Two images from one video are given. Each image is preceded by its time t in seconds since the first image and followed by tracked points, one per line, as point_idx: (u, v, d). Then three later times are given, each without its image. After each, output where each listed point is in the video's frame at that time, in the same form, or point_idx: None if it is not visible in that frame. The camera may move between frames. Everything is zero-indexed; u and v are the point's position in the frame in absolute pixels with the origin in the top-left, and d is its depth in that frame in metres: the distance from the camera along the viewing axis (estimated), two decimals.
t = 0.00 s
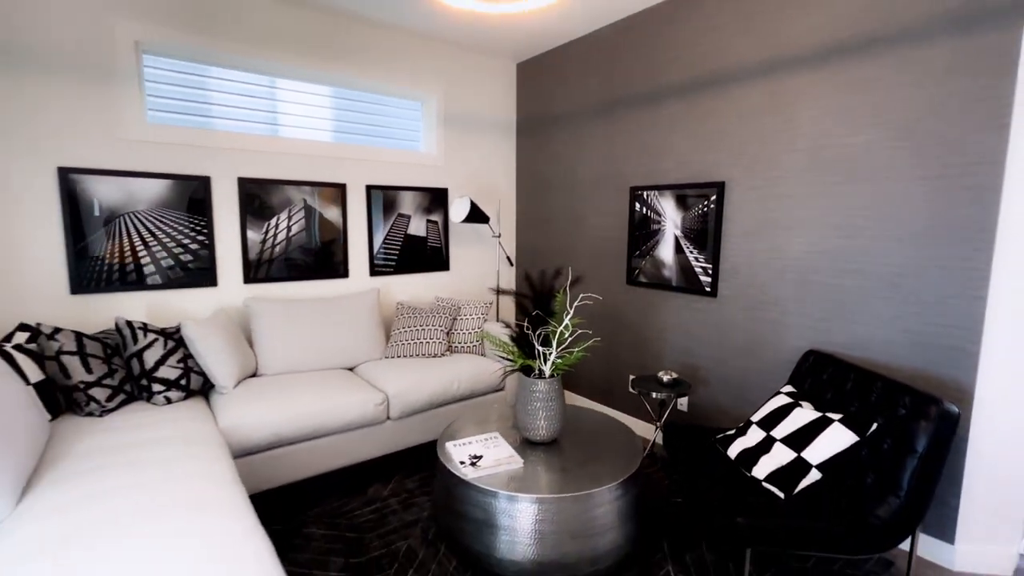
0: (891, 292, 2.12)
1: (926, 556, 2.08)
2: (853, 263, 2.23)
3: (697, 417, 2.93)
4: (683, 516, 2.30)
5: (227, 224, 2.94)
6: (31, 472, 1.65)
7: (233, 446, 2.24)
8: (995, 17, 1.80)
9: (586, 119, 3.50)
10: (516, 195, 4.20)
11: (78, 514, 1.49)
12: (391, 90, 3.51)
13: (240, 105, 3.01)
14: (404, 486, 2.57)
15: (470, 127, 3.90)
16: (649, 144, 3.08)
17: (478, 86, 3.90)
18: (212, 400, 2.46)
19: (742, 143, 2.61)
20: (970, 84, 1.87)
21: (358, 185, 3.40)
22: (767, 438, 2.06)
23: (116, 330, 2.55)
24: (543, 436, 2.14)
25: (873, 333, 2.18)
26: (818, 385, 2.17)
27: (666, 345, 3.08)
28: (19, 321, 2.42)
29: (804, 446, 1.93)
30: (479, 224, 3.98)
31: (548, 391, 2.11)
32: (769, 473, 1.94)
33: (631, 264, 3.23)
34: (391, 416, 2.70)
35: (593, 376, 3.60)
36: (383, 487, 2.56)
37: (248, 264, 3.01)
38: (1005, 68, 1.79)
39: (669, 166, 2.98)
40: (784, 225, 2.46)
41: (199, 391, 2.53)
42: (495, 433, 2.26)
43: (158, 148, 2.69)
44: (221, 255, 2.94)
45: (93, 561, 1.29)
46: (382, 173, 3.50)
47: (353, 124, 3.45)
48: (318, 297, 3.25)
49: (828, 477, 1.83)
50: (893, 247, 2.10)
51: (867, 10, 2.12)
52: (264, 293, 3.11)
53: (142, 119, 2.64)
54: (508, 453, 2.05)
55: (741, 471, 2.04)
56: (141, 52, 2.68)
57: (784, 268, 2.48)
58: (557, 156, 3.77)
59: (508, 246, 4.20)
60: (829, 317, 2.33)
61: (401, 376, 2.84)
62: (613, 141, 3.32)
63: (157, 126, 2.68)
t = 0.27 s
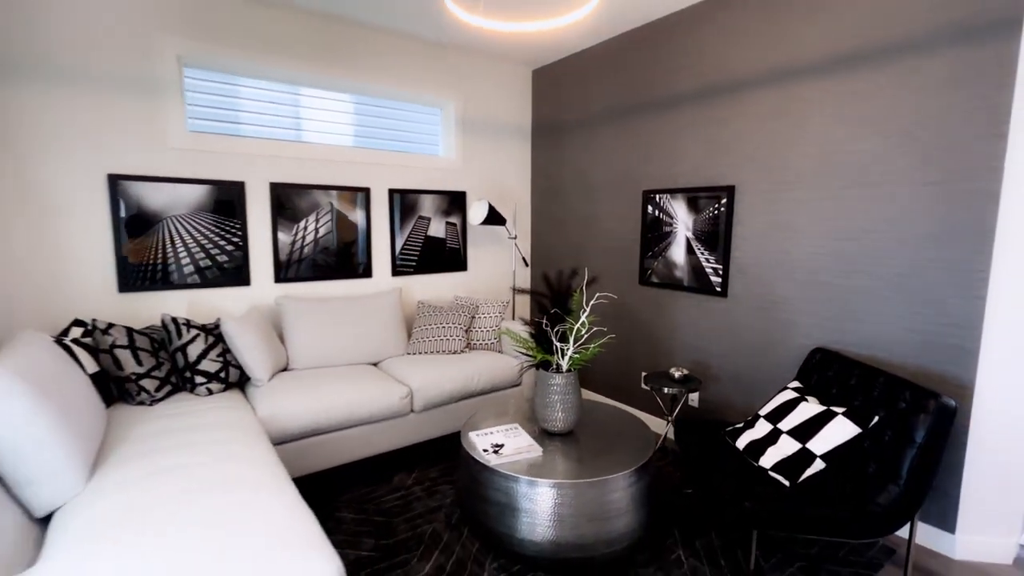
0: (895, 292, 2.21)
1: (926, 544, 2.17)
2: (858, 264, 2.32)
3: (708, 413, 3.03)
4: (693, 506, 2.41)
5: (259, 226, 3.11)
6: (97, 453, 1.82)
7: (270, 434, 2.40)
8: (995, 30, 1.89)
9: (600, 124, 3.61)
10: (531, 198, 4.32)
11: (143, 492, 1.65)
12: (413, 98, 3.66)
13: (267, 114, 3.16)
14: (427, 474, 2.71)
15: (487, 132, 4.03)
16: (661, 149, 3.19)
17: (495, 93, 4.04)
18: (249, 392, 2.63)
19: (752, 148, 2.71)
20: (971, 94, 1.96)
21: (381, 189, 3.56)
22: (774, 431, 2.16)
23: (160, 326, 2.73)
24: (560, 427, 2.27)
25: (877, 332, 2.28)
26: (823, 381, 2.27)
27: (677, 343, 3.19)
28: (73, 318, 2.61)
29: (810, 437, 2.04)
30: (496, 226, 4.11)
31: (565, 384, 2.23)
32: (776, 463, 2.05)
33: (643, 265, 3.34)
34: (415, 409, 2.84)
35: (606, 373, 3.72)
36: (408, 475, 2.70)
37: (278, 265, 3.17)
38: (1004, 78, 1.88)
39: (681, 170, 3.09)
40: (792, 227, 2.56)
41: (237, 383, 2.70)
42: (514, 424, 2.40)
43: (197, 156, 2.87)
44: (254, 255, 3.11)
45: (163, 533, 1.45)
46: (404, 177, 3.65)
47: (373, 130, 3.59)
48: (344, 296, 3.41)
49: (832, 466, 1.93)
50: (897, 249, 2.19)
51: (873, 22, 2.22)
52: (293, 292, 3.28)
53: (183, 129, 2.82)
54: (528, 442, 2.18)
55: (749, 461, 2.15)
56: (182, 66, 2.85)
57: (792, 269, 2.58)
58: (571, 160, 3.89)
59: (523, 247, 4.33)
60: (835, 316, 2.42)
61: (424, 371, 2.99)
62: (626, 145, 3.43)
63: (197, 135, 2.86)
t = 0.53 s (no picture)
0: (905, 296, 2.27)
1: (935, 542, 2.23)
2: (870, 269, 2.39)
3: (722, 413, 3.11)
4: (707, 502, 2.50)
5: (291, 231, 3.27)
6: (152, 443, 1.97)
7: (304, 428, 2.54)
8: (1005, 43, 1.94)
9: (616, 131, 3.71)
10: (548, 202, 4.43)
11: (195, 479, 1.79)
12: (434, 106, 3.79)
13: (293, 124, 3.29)
14: (450, 469, 2.84)
15: (506, 138, 4.15)
16: (676, 156, 3.28)
17: (513, 101, 4.15)
18: (282, 388, 2.78)
19: (765, 155, 2.78)
20: (981, 105, 2.01)
21: (404, 194, 3.69)
22: (786, 430, 2.24)
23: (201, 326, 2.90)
24: (579, 423, 2.37)
25: (887, 335, 2.34)
26: (835, 382, 2.35)
27: (691, 344, 3.27)
28: (120, 317, 2.78)
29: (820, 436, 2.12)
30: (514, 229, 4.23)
31: (583, 384, 2.34)
32: (787, 460, 2.13)
33: (659, 268, 3.42)
34: (438, 406, 2.97)
35: (622, 374, 3.81)
36: (432, 469, 2.83)
37: (307, 268, 3.32)
38: (1013, 90, 1.93)
39: (695, 176, 3.17)
40: (804, 233, 2.63)
41: (271, 380, 2.85)
42: (534, 421, 2.51)
43: (234, 165, 3.04)
44: (285, 259, 3.27)
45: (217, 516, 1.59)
46: (426, 183, 3.78)
47: (395, 138, 3.71)
48: (368, 297, 3.55)
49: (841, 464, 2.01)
50: (908, 255, 2.25)
51: (885, 34, 2.28)
52: (321, 293, 3.43)
53: (220, 140, 2.98)
54: (548, 438, 2.29)
55: (761, 458, 2.24)
56: (221, 79, 3.02)
57: (805, 273, 2.65)
58: (588, 165, 3.99)
59: (540, 250, 4.44)
60: (847, 320, 2.49)
61: (446, 370, 3.11)
62: (642, 151, 3.52)
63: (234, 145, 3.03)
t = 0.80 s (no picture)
0: (917, 299, 2.31)
1: (946, 540, 2.28)
2: (882, 272, 2.43)
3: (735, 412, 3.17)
4: (720, 498, 2.57)
5: (317, 234, 3.41)
6: (195, 434, 2.11)
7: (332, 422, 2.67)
8: (1016, 51, 1.98)
9: (631, 135, 3.78)
10: (563, 205, 4.52)
11: (237, 467, 1.92)
12: (453, 112, 3.90)
13: (315, 130, 3.40)
14: (470, 464, 2.94)
15: (523, 142, 4.24)
16: (691, 160, 3.34)
17: (530, 106, 4.25)
18: (310, 384, 2.91)
19: (779, 160, 2.84)
20: (993, 111, 2.05)
21: (424, 198, 3.81)
22: (798, 428, 2.31)
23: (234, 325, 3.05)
24: (595, 420, 2.46)
25: (899, 337, 2.39)
26: (847, 383, 2.40)
27: (705, 345, 3.33)
28: (158, 316, 2.94)
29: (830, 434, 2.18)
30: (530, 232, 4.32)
31: (600, 382, 2.42)
32: (798, 458, 2.19)
33: (673, 270, 3.49)
34: (459, 403, 3.08)
35: (636, 373, 3.88)
36: (452, 464, 2.94)
37: (332, 270, 3.46)
38: None
39: (710, 180, 3.23)
40: (818, 236, 2.68)
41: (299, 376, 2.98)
42: (551, 418, 2.60)
43: (264, 171, 3.18)
44: (311, 261, 3.40)
45: (259, 501, 1.71)
46: (446, 187, 3.90)
47: (414, 143, 3.82)
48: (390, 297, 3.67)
49: (852, 462, 2.07)
50: (920, 258, 2.29)
51: (897, 42, 2.33)
52: (345, 294, 3.56)
53: (251, 147, 3.12)
54: (566, 434, 2.38)
55: (773, 456, 2.31)
56: (255, 90, 3.17)
57: (818, 276, 2.70)
58: (603, 169, 4.07)
59: (556, 251, 4.53)
60: (859, 321, 2.54)
61: (466, 369, 3.22)
62: (657, 155, 3.59)
63: (264, 152, 3.17)
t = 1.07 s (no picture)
0: (925, 299, 2.37)
1: (954, 535, 2.33)
2: (891, 273, 2.49)
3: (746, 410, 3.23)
4: (731, 492, 2.64)
5: (340, 235, 3.54)
6: (233, 423, 2.25)
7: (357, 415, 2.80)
8: None
9: (645, 138, 3.86)
10: (578, 206, 4.61)
11: (272, 454, 2.04)
12: (471, 117, 4.01)
13: (337, 135, 3.52)
14: (487, 457, 3.05)
15: (538, 146, 4.34)
16: (703, 163, 3.42)
17: (546, 110, 4.34)
18: (335, 379, 3.05)
19: (790, 164, 2.91)
20: (1000, 118, 2.11)
21: (442, 200, 3.93)
22: (808, 425, 2.39)
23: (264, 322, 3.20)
24: (609, 415, 2.55)
25: (908, 336, 2.44)
26: (856, 381, 2.46)
27: (717, 344, 3.40)
28: (192, 313, 3.09)
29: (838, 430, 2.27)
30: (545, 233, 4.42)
31: (614, 379, 2.51)
32: (807, 453, 2.28)
33: (686, 270, 3.56)
34: (477, 398, 3.19)
35: (649, 371, 3.96)
36: (470, 457, 3.05)
37: (354, 269, 3.59)
38: None
39: (722, 183, 3.30)
40: (828, 238, 2.75)
41: (324, 371, 3.13)
42: (566, 413, 2.70)
43: (291, 175, 3.32)
44: (335, 261, 3.54)
45: (295, 484, 1.83)
46: (463, 189, 4.01)
47: (432, 147, 3.94)
48: (409, 296, 3.80)
49: (859, 457, 2.14)
50: (928, 260, 2.35)
51: (908, 49, 2.38)
52: (367, 293, 3.70)
53: (279, 153, 3.27)
54: (581, 428, 2.48)
55: (783, 451, 2.39)
56: (283, 98, 3.31)
57: (828, 277, 2.76)
58: (617, 171, 4.15)
59: (570, 252, 4.63)
60: (869, 322, 2.59)
61: (483, 366, 3.33)
62: (670, 158, 3.66)
63: (291, 157, 3.31)
